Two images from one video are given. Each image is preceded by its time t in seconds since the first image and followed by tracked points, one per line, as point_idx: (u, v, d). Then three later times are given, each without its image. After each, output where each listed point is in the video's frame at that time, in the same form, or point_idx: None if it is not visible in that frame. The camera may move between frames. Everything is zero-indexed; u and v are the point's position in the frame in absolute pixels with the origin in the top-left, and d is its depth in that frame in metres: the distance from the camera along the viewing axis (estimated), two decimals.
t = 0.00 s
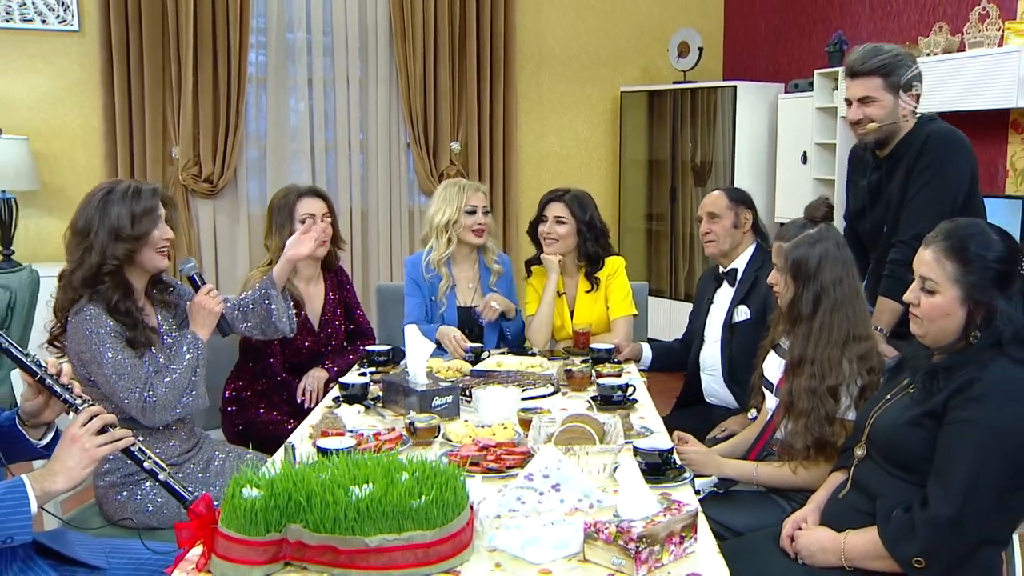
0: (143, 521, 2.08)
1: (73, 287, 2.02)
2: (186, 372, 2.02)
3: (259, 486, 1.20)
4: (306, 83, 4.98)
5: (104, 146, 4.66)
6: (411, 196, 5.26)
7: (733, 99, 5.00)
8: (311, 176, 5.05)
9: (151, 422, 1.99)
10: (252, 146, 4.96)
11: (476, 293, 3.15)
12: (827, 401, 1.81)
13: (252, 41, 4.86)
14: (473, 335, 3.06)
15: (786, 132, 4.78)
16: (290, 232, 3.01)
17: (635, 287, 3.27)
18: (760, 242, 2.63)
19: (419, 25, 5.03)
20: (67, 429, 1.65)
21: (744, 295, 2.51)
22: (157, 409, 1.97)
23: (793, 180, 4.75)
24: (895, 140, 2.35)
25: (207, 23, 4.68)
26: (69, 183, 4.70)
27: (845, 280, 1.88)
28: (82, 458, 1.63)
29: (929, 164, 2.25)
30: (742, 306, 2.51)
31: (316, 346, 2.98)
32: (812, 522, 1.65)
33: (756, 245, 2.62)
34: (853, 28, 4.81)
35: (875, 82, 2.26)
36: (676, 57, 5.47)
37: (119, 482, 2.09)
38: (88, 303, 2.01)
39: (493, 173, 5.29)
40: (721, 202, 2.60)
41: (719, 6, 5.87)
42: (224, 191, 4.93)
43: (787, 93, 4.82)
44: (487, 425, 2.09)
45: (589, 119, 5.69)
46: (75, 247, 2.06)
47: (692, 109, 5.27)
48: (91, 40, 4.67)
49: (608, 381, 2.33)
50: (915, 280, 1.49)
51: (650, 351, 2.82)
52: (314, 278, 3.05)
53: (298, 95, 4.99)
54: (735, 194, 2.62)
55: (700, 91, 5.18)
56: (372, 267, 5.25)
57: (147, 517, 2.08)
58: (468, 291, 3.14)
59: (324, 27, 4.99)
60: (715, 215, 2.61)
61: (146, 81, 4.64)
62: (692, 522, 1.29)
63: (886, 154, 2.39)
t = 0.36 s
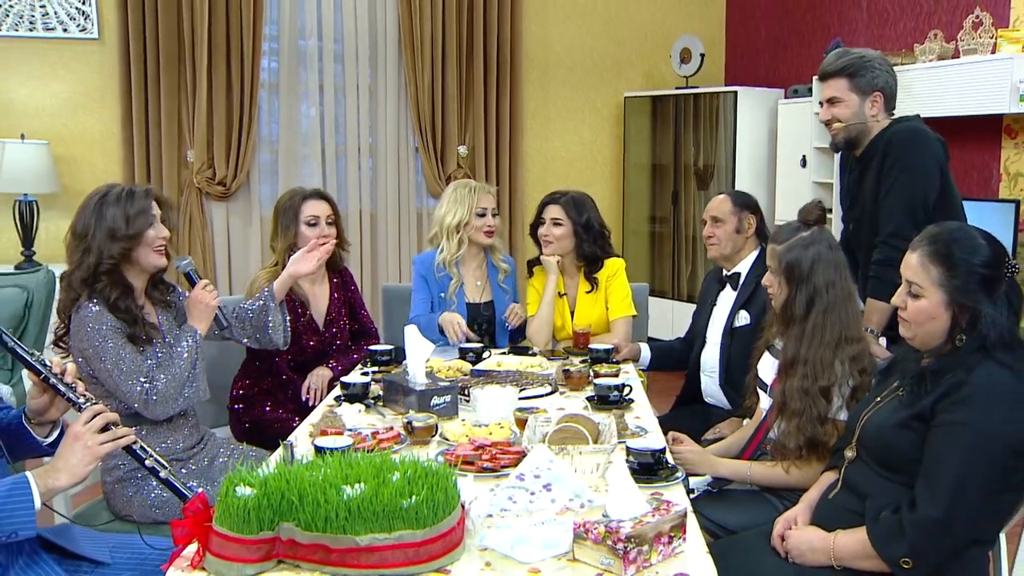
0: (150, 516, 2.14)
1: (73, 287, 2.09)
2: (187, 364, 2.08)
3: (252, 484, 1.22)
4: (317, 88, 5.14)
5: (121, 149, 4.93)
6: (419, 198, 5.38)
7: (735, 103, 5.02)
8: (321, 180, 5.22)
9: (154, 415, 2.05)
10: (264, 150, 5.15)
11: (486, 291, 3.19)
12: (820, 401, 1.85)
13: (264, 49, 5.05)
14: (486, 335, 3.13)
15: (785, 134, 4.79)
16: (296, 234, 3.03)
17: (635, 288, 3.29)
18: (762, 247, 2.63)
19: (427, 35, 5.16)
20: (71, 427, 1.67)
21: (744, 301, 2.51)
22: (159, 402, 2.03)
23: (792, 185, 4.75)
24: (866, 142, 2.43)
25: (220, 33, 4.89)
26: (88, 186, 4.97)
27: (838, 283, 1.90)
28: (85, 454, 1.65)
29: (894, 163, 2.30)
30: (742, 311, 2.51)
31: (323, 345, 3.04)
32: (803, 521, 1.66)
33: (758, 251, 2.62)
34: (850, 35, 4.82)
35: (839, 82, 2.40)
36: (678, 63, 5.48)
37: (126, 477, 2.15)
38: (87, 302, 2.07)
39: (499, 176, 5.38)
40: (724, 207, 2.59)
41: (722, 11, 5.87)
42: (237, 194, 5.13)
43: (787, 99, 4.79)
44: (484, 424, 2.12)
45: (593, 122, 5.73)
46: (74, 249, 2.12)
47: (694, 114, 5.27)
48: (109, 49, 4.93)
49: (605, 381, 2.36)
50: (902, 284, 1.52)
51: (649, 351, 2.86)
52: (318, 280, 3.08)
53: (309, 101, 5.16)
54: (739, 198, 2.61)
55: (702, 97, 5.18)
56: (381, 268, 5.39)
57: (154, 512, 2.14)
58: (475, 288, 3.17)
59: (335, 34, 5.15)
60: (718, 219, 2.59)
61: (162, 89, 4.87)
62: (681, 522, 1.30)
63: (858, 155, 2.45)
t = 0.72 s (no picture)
0: (155, 511, 2.17)
1: (74, 289, 2.12)
2: (188, 354, 2.11)
3: (246, 484, 1.26)
4: (327, 93, 5.30)
5: (139, 151, 5.12)
6: (427, 200, 5.53)
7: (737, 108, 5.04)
8: (332, 183, 5.36)
9: (162, 406, 2.08)
10: (277, 153, 5.31)
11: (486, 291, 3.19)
12: (813, 401, 1.87)
13: (277, 55, 5.21)
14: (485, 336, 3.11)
15: (788, 137, 4.77)
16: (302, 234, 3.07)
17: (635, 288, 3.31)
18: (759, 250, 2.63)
19: (436, 42, 5.29)
20: (74, 424, 1.69)
21: (742, 304, 2.52)
22: (166, 392, 2.06)
23: (792, 187, 4.75)
24: (883, 134, 2.44)
25: (234, 40, 5.08)
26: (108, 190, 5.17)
27: (831, 284, 1.92)
28: (87, 452, 1.67)
29: (909, 168, 2.33)
30: (740, 314, 2.52)
31: (328, 345, 3.06)
32: (794, 520, 1.68)
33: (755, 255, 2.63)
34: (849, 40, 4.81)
35: (867, 71, 2.40)
36: (680, 68, 5.51)
37: (133, 473, 2.19)
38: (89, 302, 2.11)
39: (505, 179, 5.50)
40: (722, 210, 2.61)
41: (726, 15, 5.88)
42: (250, 197, 5.30)
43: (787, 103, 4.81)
44: (482, 423, 2.14)
45: (597, 125, 5.77)
46: (73, 255, 2.15)
47: (697, 119, 5.31)
48: (127, 55, 5.12)
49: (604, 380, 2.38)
50: (892, 285, 1.55)
51: (648, 351, 2.88)
52: (323, 280, 3.10)
53: (320, 105, 5.31)
54: (737, 202, 2.62)
55: (705, 102, 5.22)
56: (389, 268, 5.52)
57: (160, 508, 2.17)
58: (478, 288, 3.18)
59: (345, 40, 5.30)
60: (716, 223, 2.61)
61: (179, 93, 5.06)
62: (670, 522, 1.31)
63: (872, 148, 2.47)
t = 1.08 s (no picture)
0: (157, 507, 2.20)
1: (77, 283, 2.16)
2: (190, 350, 2.15)
3: (237, 483, 1.28)
4: (335, 99, 5.36)
5: (152, 155, 5.22)
6: (432, 204, 5.58)
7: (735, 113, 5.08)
8: (339, 186, 5.43)
9: (163, 402, 2.10)
10: (285, 157, 5.39)
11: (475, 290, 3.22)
12: (803, 402, 1.89)
13: (285, 62, 5.29)
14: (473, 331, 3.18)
15: (785, 143, 4.81)
16: (303, 237, 3.05)
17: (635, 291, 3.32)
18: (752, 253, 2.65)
19: (441, 49, 5.34)
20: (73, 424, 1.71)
21: (736, 306, 2.54)
22: (167, 388, 2.09)
23: (789, 190, 4.76)
24: (914, 139, 2.38)
25: (243, 47, 5.16)
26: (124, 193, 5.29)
27: (823, 286, 1.93)
28: (86, 451, 1.69)
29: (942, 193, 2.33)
30: (734, 316, 2.55)
31: (329, 346, 3.09)
32: (783, 519, 1.70)
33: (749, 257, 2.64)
34: (846, 46, 4.81)
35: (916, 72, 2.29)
36: (681, 73, 5.53)
37: (137, 469, 2.23)
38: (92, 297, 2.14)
39: (508, 185, 5.52)
40: (715, 214, 2.62)
41: (726, 19, 5.86)
42: (260, 200, 5.39)
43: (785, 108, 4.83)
44: (476, 423, 2.15)
45: (599, 130, 5.79)
46: (80, 251, 2.19)
47: (698, 123, 5.32)
48: (142, 63, 5.24)
49: (599, 381, 2.40)
50: (879, 288, 1.56)
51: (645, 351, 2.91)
52: (326, 283, 3.14)
53: (328, 110, 5.37)
54: (730, 206, 2.63)
55: (706, 106, 5.24)
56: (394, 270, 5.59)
57: (161, 504, 2.20)
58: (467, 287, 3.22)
59: (353, 46, 5.37)
60: (708, 227, 2.62)
61: (190, 98, 5.16)
62: (656, 523, 1.32)
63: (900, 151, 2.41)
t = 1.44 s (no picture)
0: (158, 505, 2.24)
1: (93, 279, 2.18)
2: (196, 359, 2.17)
3: (224, 483, 1.30)
4: (340, 103, 5.41)
5: (161, 159, 5.28)
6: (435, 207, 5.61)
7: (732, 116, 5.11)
8: (344, 190, 5.47)
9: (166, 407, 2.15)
10: (291, 160, 5.43)
11: (465, 291, 3.28)
12: (792, 403, 1.90)
13: (292, 68, 5.33)
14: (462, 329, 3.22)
15: (783, 146, 4.77)
16: (303, 240, 3.11)
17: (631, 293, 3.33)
18: (744, 255, 2.67)
19: (443, 54, 5.37)
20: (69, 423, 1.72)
21: (729, 308, 2.56)
22: (172, 395, 2.13)
23: (784, 194, 4.77)
24: (914, 145, 2.38)
25: (250, 51, 5.21)
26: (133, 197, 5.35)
27: (813, 288, 1.94)
28: (81, 450, 1.71)
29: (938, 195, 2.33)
30: (727, 318, 2.56)
31: (327, 346, 3.13)
32: (770, 519, 1.70)
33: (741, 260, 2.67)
34: (840, 51, 4.82)
35: (911, 77, 2.33)
36: (679, 78, 5.54)
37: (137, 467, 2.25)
38: (106, 295, 2.15)
39: (510, 189, 5.54)
40: (707, 217, 2.64)
41: (724, 24, 5.86)
42: (266, 202, 5.42)
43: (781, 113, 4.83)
44: (469, 423, 2.17)
45: (600, 133, 5.80)
46: (98, 246, 2.20)
47: (696, 128, 5.32)
48: (152, 69, 5.29)
49: (591, 381, 2.41)
50: (865, 289, 1.57)
51: (639, 352, 2.94)
52: (325, 283, 3.18)
53: (333, 115, 5.42)
54: (723, 209, 2.64)
55: (705, 111, 5.25)
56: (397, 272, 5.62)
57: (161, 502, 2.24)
58: (457, 287, 3.28)
59: (357, 51, 5.40)
60: (702, 230, 2.65)
61: (199, 103, 5.21)
62: (640, 524, 1.32)
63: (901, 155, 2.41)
